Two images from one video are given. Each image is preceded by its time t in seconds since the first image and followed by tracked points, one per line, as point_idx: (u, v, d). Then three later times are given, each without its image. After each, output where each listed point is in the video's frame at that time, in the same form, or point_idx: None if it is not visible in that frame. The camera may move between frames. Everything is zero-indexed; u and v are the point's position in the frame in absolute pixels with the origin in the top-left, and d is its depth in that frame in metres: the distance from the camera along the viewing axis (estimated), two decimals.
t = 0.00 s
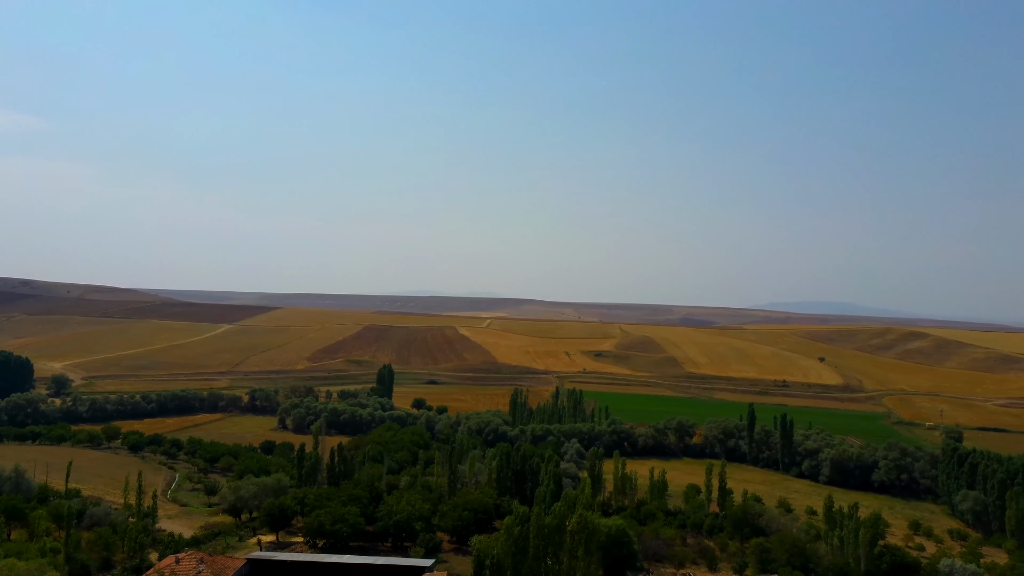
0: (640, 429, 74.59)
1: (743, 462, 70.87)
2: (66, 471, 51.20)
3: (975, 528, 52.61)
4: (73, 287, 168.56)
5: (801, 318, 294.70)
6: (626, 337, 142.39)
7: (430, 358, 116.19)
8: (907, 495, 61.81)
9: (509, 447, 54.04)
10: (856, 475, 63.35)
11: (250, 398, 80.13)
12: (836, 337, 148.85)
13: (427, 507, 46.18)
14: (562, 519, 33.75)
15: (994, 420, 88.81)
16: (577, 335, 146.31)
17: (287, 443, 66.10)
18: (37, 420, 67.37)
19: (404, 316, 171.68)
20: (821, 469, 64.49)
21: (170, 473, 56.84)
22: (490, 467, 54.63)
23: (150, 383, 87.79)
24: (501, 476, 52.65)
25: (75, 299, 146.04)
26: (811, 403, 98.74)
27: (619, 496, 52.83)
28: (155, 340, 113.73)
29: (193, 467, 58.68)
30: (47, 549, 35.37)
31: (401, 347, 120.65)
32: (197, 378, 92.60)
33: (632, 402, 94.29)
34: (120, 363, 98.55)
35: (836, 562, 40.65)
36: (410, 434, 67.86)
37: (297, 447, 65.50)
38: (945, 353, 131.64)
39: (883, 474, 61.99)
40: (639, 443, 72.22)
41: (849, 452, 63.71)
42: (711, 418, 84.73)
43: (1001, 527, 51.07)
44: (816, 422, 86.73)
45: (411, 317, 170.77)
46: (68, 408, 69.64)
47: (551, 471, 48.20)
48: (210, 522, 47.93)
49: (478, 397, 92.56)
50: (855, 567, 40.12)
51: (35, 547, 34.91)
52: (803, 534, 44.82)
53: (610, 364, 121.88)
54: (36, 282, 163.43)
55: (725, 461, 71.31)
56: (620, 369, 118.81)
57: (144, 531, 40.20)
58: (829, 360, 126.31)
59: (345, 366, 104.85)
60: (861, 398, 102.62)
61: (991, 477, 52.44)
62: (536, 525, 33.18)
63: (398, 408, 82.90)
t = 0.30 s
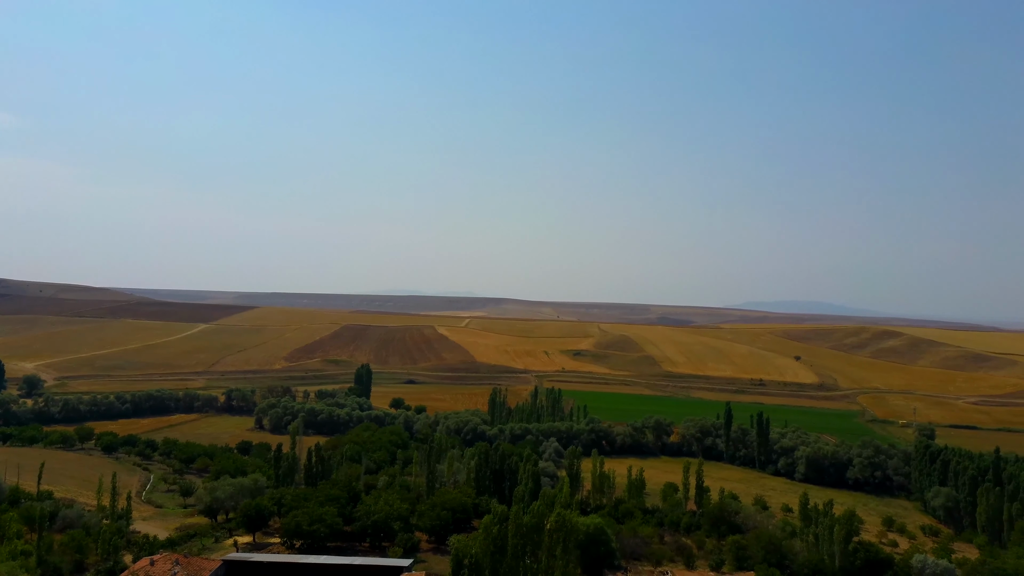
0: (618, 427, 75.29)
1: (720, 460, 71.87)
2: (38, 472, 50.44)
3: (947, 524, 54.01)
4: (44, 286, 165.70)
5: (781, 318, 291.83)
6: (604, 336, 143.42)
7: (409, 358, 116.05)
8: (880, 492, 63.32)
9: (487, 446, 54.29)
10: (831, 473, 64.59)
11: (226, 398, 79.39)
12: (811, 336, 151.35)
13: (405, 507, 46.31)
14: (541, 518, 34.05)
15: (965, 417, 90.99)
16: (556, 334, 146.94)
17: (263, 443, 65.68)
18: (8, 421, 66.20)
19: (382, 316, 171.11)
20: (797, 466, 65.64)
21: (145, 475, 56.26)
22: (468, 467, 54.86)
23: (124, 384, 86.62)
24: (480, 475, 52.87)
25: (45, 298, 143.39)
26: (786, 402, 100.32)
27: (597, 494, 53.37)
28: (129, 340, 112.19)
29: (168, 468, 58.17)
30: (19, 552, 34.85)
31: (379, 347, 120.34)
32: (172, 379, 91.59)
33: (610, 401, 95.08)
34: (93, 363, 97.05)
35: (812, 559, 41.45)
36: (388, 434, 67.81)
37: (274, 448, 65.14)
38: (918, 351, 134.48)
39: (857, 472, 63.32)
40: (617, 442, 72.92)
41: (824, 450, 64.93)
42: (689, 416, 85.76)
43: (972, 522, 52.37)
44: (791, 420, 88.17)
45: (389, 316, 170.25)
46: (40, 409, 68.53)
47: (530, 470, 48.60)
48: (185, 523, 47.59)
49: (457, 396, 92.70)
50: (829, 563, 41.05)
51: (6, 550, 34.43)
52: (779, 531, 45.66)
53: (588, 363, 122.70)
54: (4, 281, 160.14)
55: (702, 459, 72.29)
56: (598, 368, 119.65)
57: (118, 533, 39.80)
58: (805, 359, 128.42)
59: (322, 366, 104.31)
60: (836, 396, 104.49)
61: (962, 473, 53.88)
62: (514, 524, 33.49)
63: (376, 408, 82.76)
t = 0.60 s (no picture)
0: (594, 426, 76.01)
1: (695, 458, 73.01)
2: (6, 474, 49.67)
3: (918, 520, 55.39)
4: (11, 285, 162.24)
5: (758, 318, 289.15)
6: (581, 335, 144.37)
7: (385, 357, 115.78)
8: (852, 489, 64.80)
9: (464, 445, 54.57)
10: (804, 470, 65.92)
11: (200, 398, 78.59)
12: (784, 335, 153.82)
13: (381, 507, 46.43)
14: (517, 517, 34.45)
15: (934, 415, 93.26)
16: (533, 333, 147.56)
17: (238, 444, 65.24)
18: None
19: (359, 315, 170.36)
20: (770, 464, 66.87)
21: (117, 476, 55.65)
22: (444, 467, 55.06)
23: (94, 384, 85.34)
24: (456, 475, 53.17)
25: (12, 297, 140.52)
26: (760, 400, 101.97)
27: (574, 493, 53.94)
28: (99, 339, 110.46)
29: (141, 469, 57.56)
30: None
31: (355, 346, 119.87)
32: (144, 379, 90.45)
33: (586, 400, 95.88)
34: (62, 363, 95.43)
35: (784, 557, 42.49)
36: (364, 434, 67.73)
37: (248, 448, 64.74)
38: (890, 350, 137.46)
39: (829, 469, 64.71)
40: (593, 440, 73.65)
41: (797, 448, 66.22)
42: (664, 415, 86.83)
43: (941, 518, 53.82)
44: (765, 418, 89.70)
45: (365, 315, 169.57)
46: (8, 410, 67.35)
47: (506, 469, 49.00)
48: (158, 524, 47.21)
49: (434, 396, 92.79)
50: (802, 560, 41.98)
51: None
52: (753, 529, 46.66)
53: (565, 362, 123.44)
54: None
55: (677, 457, 73.37)
56: (575, 368, 120.48)
57: (89, 536, 39.42)
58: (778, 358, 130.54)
59: (298, 366, 103.67)
60: (809, 394, 106.49)
61: (931, 470, 55.33)
62: (491, 524, 33.81)
63: (352, 408, 82.54)
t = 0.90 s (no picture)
0: (571, 425, 76.63)
1: (671, 456, 74.06)
2: None
3: (889, 516, 56.69)
4: None
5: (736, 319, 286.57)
6: (558, 335, 145.08)
7: (361, 357, 115.35)
8: (825, 486, 66.20)
9: (441, 445, 54.71)
10: (779, 468, 67.17)
11: (173, 399, 77.69)
12: (759, 334, 156.09)
13: (357, 507, 46.46)
14: (494, 515, 34.68)
15: (905, 413, 95.46)
16: (510, 333, 147.95)
17: (212, 445, 64.71)
18: None
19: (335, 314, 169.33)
20: (745, 462, 68.01)
21: (88, 478, 54.91)
22: (421, 466, 55.17)
23: (64, 384, 83.96)
24: (433, 475, 53.29)
25: None
26: (735, 399, 103.48)
27: (551, 492, 54.31)
28: (69, 339, 108.56)
29: (113, 471, 56.85)
30: None
31: (331, 346, 119.23)
32: (116, 379, 89.16)
33: (563, 399, 96.50)
34: (31, 363, 93.70)
35: (758, 554, 43.26)
36: (340, 434, 67.57)
37: (222, 449, 64.26)
38: (861, 349, 140.25)
39: (803, 467, 66.02)
40: (570, 439, 74.27)
41: (772, 446, 67.42)
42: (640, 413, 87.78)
43: (912, 514, 55.17)
44: (739, 417, 91.13)
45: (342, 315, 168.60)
46: None
47: (483, 469, 49.23)
48: (131, 526, 46.76)
49: (411, 395, 92.73)
50: (776, 556, 42.81)
51: None
52: (728, 526, 47.53)
53: (542, 361, 124.03)
54: None
55: (653, 455, 74.35)
56: (552, 367, 121.13)
57: (59, 538, 38.91)
58: (753, 357, 132.45)
59: (273, 366, 102.90)
60: (783, 393, 108.36)
61: (902, 467, 56.75)
62: (467, 522, 33.87)
63: (328, 408, 82.22)
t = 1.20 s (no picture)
0: (550, 424, 77.17)
1: (649, 455, 74.96)
2: None
3: (864, 512, 58.02)
4: None
5: (716, 318, 288.07)
6: (537, 334, 145.64)
7: (339, 357, 114.89)
8: (801, 484, 67.44)
9: (420, 444, 54.89)
10: (756, 465, 68.33)
11: (148, 399, 76.92)
12: (737, 333, 157.98)
13: (336, 508, 46.55)
14: (473, 515, 35.10)
15: (879, 410, 97.43)
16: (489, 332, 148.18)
17: (188, 445, 64.24)
18: None
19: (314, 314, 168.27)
20: (723, 460, 69.07)
21: (61, 479, 54.27)
22: (400, 466, 55.33)
23: (36, 385, 82.75)
24: (412, 475, 53.52)
25: None
26: (713, 397, 104.79)
27: (529, 491, 54.77)
28: (41, 339, 106.86)
29: (87, 472, 56.24)
30: None
31: (309, 346, 118.58)
32: (89, 379, 87.99)
33: (542, 398, 97.02)
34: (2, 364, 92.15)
35: (735, 551, 44.10)
36: (319, 434, 67.43)
37: (198, 449, 63.83)
38: (837, 347, 142.62)
39: (779, 464, 67.22)
40: (549, 438, 74.82)
41: (749, 445, 68.51)
42: (619, 412, 88.58)
43: (886, 511, 56.50)
44: (716, 415, 92.39)
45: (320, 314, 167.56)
46: None
47: (462, 468, 49.53)
48: (105, 528, 46.36)
49: (390, 395, 92.63)
50: (753, 553, 43.72)
51: None
52: (705, 524, 48.39)
53: (521, 361, 124.48)
54: None
55: (632, 454, 75.20)
56: (531, 366, 121.66)
57: (32, 541, 38.52)
58: (731, 356, 134.10)
59: (250, 366, 102.15)
60: (760, 391, 109.95)
61: (876, 464, 58.06)
62: (446, 523, 34.29)
63: (306, 408, 81.91)
